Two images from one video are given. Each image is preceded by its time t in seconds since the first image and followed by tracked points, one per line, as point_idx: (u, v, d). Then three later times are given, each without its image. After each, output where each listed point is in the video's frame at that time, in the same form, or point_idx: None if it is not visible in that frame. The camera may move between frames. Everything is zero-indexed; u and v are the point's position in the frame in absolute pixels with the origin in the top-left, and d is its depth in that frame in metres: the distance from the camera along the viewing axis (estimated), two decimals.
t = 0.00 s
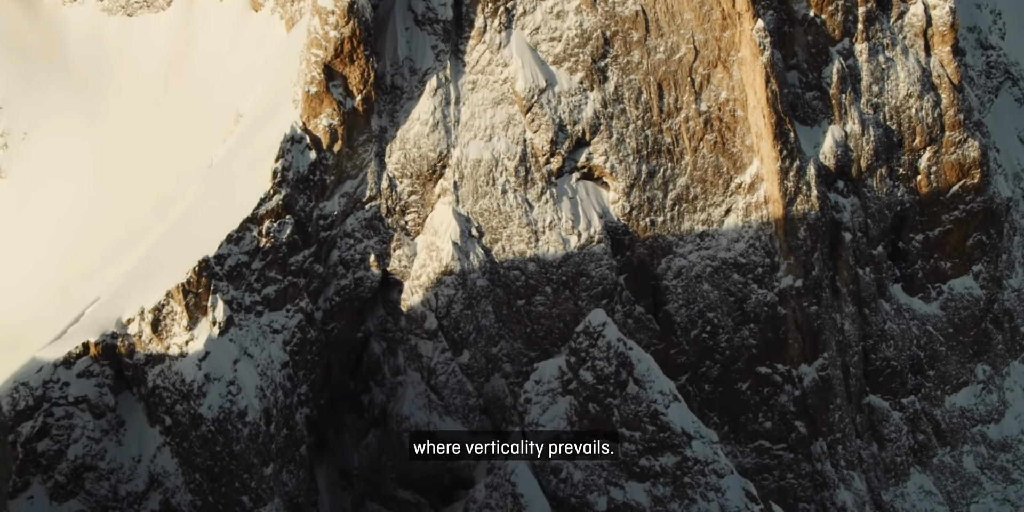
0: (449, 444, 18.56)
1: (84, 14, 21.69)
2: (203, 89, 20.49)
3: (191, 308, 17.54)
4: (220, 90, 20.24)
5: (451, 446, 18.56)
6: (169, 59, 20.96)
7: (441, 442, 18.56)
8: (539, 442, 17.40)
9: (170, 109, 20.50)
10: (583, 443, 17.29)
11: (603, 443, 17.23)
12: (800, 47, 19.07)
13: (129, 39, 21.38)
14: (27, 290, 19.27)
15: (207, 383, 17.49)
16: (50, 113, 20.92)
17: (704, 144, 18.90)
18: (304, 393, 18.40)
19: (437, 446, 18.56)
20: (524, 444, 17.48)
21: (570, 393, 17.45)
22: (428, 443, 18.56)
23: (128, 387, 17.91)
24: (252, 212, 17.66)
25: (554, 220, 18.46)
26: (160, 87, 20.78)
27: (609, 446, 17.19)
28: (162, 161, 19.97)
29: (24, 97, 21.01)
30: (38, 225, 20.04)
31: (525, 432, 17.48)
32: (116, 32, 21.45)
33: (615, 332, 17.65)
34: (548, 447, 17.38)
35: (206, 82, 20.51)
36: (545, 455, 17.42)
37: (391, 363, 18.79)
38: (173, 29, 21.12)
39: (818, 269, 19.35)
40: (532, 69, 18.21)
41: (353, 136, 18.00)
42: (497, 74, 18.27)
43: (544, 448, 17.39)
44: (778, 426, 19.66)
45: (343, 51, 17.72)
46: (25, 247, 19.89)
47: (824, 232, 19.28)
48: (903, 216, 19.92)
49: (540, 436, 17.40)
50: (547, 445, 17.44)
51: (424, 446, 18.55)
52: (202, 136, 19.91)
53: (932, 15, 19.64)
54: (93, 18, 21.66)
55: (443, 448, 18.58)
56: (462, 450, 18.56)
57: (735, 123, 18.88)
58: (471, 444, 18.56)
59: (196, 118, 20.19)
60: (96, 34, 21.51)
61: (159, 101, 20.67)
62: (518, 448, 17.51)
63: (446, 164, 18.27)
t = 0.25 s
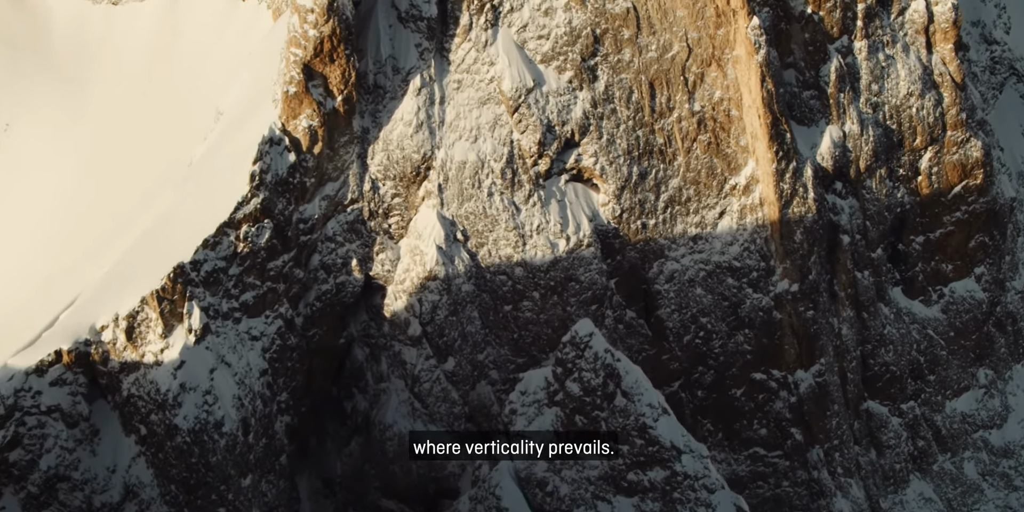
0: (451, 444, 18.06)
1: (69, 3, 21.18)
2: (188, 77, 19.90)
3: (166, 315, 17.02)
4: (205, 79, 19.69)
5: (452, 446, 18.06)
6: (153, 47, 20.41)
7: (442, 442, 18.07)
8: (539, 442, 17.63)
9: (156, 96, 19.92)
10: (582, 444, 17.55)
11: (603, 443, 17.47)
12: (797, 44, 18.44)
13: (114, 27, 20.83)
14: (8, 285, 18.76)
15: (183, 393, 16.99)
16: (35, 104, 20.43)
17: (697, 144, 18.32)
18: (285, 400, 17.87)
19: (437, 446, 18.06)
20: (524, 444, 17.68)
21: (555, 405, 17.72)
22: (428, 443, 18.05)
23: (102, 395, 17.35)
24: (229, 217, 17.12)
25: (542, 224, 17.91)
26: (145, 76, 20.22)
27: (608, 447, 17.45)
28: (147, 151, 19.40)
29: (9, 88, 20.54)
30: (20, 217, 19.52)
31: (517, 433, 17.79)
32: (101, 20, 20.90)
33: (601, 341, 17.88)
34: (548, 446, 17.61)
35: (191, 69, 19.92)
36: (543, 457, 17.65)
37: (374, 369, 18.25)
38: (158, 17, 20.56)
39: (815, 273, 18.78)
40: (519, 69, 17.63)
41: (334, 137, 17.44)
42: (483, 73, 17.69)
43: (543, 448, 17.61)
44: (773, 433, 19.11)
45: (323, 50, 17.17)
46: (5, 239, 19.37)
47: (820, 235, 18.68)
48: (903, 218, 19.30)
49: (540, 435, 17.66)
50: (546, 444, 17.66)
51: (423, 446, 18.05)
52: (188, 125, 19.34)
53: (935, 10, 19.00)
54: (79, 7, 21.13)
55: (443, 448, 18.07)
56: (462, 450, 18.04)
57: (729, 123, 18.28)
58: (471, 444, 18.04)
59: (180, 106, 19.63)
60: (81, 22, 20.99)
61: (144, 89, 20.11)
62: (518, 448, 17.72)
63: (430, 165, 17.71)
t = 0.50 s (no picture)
0: (451, 444, 17.54)
1: None
2: (172, 65, 18.99)
3: (138, 323, 16.50)
4: (187, 69, 18.81)
5: (452, 446, 17.53)
6: (137, 34, 19.57)
7: (442, 442, 17.53)
8: (540, 441, 16.38)
9: (139, 87, 19.09)
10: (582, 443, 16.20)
11: (603, 443, 16.14)
12: (792, 42, 17.87)
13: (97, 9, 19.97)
14: None
15: (155, 404, 16.45)
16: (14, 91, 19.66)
17: (688, 146, 17.75)
18: (263, 409, 17.32)
19: (437, 446, 17.51)
20: (524, 443, 16.43)
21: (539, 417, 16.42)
22: (428, 443, 17.50)
23: (74, 404, 16.83)
24: (203, 222, 16.59)
25: (527, 228, 17.36)
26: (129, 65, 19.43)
27: (608, 447, 16.11)
28: (128, 146, 18.64)
29: None
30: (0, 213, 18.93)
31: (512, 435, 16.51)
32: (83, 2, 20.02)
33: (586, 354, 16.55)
34: (549, 446, 16.35)
35: (175, 58, 19.01)
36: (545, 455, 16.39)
37: (355, 376, 17.73)
38: None
39: (810, 277, 18.22)
40: (504, 68, 17.06)
41: (312, 139, 16.90)
42: (466, 73, 17.12)
43: (544, 447, 16.36)
44: (767, 441, 18.50)
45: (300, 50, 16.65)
46: None
47: (816, 238, 18.11)
48: (902, 220, 18.74)
49: (537, 435, 16.37)
50: (547, 445, 16.41)
51: (424, 446, 17.50)
52: (169, 119, 18.51)
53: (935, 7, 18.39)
54: None
55: (442, 448, 17.54)
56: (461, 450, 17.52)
57: (721, 124, 17.73)
58: (471, 444, 17.52)
59: (161, 96, 18.79)
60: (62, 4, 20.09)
61: (128, 81, 19.27)
62: (518, 447, 16.47)
63: (412, 168, 17.15)
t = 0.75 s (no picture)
0: (451, 443, 16.95)
1: None
2: (154, 62, 18.24)
3: (108, 334, 15.97)
4: (169, 65, 18.04)
5: (453, 446, 16.95)
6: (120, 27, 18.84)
7: (442, 442, 16.96)
8: (539, 441, 15.79)
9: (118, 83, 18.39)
10: (581, 443, 15.73)
11: (603, 443, 15.72)
12: (786, 42, 17.27)
13: None
14: None
15: (125, 417, 15.93)
16: None
17: (678, 149, 17.19)
18: (238, 420, 16.84)
19: (437, 446, 16.96)
20: (523, 443, 15.84)
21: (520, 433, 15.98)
22: (428, 443, 16.95)
23: (43, 416, 16.32)
24: (175, 229, 16.07)
25: (511, 234, 16.81)
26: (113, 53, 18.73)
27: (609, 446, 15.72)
28: (108, 141, 18.05)
29: None
30: None
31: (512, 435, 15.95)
32: None
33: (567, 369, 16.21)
34: (549, 446, 15.76)
35: (156, 54, 18.26)
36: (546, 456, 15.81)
37: (334, 386, 17.21)
38: None
39: (803, 283, 17.68)
40: (486, 69, 16.50)
41: (288, 142, 16.39)
42: (448, 74, 16.56)
43: (544, 447, 15.76)
44: (759, 451, 17.93)
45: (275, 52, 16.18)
46: None
47: (809, 244, 17.58)
48: (899, 224, 18.16)
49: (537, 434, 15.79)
50: (548, 444, 15.82)
51: (423, 446, 16.95)
52: (147, 120, 17.80)
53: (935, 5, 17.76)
54: None
55: (443, 448, 16.97)
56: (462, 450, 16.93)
57: (712, 126, 17.17)
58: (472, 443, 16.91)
59: (141, 94, 18.07)
60: None
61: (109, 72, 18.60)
62: (517, 447, 15.88)
63: (391, 172, 16.60)
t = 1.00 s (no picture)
0: (451, 444, 16.53)
1: None
2: (138, 66, 17.36)
3: (75, 346, 15.47)
4: (151, 64, 17.25)
5: (453, 446, 16.52)
6: (104, 21, 17.75)
7: (443, 442, 16.55)
8: (539, 441, 16.14)
9: (94, 70, 17.54)
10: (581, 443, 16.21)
11: (603, 443, 16.23)
12: (780, 44, 16.66)
13: None
14: None
15: (93, 432, 15.45)
16: None
17: (667, 154, 16.62)
18: (212, 432, 16.29)
19: (437, 447, 16.55)
20: (523, 444, 16.20)
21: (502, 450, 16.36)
22: (429, 443, 16.55)
23: (11, 427, 15.99)
24: (144, 238, 15.52)
25: (493, 243, 16.27)
26: (90, 33, 17.76)
27: (609, 447, 16.22)
28: (79, 133, 17.25)
29: None
30: None
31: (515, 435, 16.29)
32: None
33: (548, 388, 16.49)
34: (549, 446, 16.13)
35: (140, 57, 17.37)
36: (545, 457, 16.16)
37: (312, 396, 16.72)
38: None
39: (797, 292, 17.15)
40: (468, 73, 15.91)
41: (262, 148, 15.82)
42: (428, 77, 15.98)
43: (544, 447, 16.12)
44: (750, 463, 17.51)
45: (248, 55, 15.47)
46: None
47: (803, 251, 17.04)
48: (896, 231, 17.68)
49: (537, 435, 16.16)
50: (547, 445, 16.18)
51: (423, 446, 16.56)
52: (124, 120, 17.08)
53: (935, 5, 17.10)
54: None
55: (444, 448, 16.52)
56: (462, 450, 16.50)
57: (703, 131, 16.62)
58: (471, 443, 16.49)
59: (121, 92, 17.28)
60: None
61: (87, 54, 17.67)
62: (517, 447, 16.24)
63: (369, 179, 16.07)
